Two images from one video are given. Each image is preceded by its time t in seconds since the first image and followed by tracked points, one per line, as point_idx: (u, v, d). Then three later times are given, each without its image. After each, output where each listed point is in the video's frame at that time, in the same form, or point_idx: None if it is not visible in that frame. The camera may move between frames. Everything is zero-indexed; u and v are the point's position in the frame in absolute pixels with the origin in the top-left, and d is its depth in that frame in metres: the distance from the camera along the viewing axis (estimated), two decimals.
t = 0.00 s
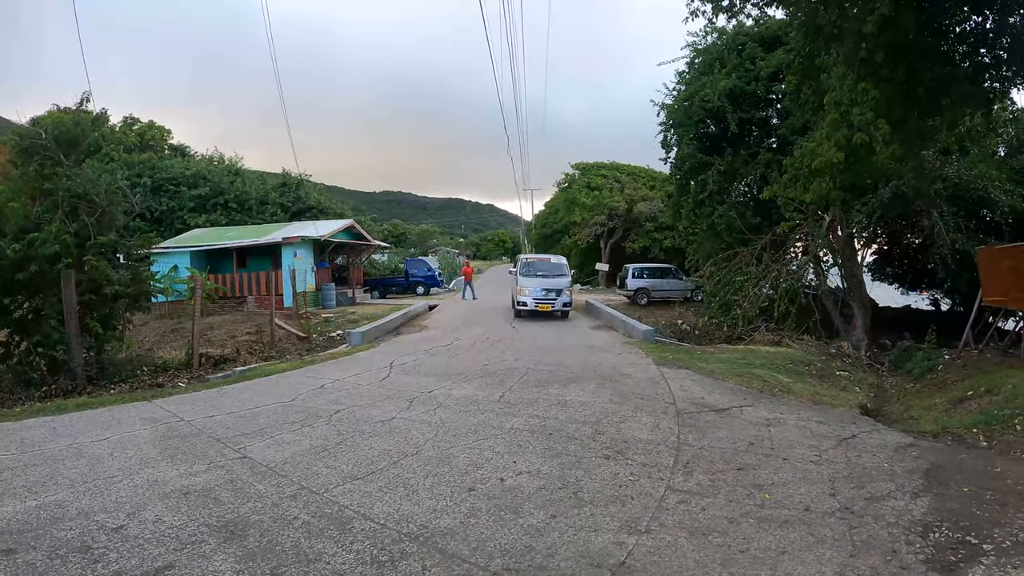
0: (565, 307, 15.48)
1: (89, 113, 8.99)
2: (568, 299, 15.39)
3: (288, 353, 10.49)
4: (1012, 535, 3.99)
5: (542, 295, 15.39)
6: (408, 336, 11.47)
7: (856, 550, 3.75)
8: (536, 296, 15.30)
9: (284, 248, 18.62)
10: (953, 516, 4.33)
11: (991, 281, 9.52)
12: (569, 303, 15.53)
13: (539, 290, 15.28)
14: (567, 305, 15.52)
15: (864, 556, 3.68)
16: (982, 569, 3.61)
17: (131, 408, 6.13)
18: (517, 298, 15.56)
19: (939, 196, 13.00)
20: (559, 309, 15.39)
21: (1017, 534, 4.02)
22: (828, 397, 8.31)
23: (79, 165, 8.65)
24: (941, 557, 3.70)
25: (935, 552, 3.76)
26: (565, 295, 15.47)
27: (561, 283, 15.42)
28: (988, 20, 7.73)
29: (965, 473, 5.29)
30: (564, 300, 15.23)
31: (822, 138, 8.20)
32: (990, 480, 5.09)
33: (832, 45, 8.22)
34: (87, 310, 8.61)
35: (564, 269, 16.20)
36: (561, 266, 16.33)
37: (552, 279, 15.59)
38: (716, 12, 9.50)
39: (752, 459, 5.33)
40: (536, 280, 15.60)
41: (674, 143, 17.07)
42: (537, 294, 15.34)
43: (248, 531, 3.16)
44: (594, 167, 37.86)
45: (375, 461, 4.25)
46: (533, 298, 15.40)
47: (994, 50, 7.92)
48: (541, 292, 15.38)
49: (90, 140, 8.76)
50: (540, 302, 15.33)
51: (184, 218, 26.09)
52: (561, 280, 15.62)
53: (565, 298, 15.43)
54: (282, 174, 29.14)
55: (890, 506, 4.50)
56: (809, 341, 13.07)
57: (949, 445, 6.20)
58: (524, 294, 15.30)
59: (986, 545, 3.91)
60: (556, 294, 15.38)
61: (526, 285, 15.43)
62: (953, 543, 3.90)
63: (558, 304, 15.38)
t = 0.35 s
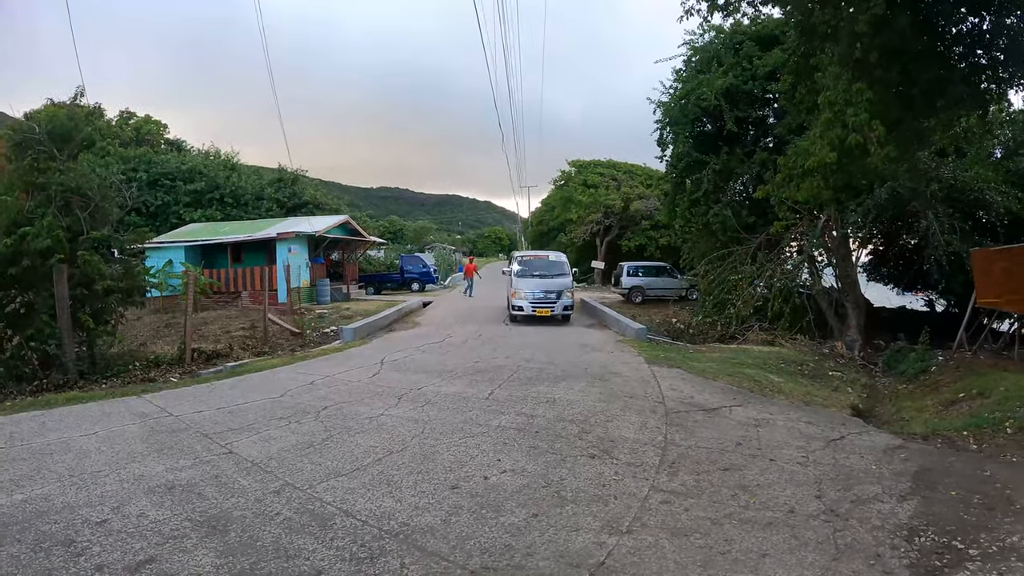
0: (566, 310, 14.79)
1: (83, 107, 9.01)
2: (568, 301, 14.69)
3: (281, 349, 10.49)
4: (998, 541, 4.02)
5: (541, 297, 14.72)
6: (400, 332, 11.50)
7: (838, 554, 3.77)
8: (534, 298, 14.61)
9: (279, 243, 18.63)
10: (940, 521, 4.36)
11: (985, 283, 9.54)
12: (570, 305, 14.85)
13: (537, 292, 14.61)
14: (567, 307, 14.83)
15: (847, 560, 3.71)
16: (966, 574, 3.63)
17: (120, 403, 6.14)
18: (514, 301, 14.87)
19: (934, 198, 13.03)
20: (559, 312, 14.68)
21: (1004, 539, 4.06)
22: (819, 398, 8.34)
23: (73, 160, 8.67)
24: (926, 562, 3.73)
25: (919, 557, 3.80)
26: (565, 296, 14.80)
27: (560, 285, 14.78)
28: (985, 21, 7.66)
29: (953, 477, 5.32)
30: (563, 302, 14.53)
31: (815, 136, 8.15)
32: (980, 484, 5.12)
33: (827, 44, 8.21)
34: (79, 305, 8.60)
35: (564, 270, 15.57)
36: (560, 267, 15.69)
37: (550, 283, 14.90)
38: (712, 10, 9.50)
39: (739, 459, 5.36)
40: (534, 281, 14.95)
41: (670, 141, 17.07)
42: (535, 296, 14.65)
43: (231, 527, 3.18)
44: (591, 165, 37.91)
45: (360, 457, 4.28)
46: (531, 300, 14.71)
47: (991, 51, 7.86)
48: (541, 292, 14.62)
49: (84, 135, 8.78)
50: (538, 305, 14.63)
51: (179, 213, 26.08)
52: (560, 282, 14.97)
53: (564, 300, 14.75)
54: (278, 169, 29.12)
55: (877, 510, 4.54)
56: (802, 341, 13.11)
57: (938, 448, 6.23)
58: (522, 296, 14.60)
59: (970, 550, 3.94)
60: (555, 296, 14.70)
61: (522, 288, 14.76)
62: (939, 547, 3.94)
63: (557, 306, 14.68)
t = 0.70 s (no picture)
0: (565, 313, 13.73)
1: (73, 107, 9.06)
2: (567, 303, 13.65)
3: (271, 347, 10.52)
4: (981, 537, 4.07)
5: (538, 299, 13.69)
6: (391, 330, 11.54)
7: (818, 551, 3.80)
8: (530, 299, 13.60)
9: (271, 242, 18.66)
10: (923, 517, 4.41)
11: (976, 280, 9.60)
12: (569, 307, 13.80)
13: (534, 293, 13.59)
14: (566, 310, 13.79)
15: (827, 557, 3.74)
16: (946, 571, 3.66)
17: (109, 401, 6.18)
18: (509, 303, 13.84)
19: (926, 195, 12.99)
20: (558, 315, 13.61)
21: (987, 535, 4.10)
22: (808, 394, 8.41)
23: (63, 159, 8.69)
24: (907, 559, 3.77)
25: (900, 554, 3.84)
26: (564, 298, 13.77)
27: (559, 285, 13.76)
28: (976, 17, 7.73)
29: (938, 473, 5.38)
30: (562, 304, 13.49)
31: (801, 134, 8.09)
32: (964, 480, 5.17)
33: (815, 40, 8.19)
34: (69, 303, 8.60)
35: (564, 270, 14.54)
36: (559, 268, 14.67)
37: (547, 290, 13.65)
38: (701, 7, 9.54)
39: (723, 455, 5.40)
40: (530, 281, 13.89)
41: (661, 138, 17.12)
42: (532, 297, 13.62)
43: (213, 519, 3.23)
44: (585, 163, 38.00)
45: (344, 453, 4.33)
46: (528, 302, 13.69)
47: (982, 47, 7.90)
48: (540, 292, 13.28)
49: (73, 134, 8.82)
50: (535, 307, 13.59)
51: (173, 211, 26.05)
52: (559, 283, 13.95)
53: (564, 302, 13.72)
54: (271, 168, 29.13)
55: (859, 506, 4.59)
56: (793, 338, 13.17)
57: (925, 445, 6.29)
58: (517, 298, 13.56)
59: (952, 547, 3.97)
60: (554, 298, 13.66)
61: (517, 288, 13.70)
62: (921, 544, 3.99)
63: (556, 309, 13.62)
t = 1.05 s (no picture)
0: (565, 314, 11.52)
1: (63, 107, 9.08)
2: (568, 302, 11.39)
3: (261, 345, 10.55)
4: (962, 531, 4.15)
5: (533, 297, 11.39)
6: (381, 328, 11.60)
7: (799, 544, 3.85)
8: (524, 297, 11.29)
9: (262, 240, 18.66)
10: (905, 512, 4.49)
11: (965, 277, 9.71)
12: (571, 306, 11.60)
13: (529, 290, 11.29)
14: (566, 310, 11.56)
15: (808, 550, 3.79)
16: (925, 566, 3.72)
17: (99, 399, 6.20)
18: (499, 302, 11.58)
19: (914, 193, 13.08)
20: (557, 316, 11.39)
21: (969, 530, 4.18)
22: (795, 390, 8.51)
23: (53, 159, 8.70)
24: (888, 553, 3.84)
25: (882, 547, 3.91)
26: (563, 295, 11.48)
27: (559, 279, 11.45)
28: (964, 16, 7.65)
29: (921, 469, 5.46)
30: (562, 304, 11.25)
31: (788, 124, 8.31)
32: (947, 476, 5.26)
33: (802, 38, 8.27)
34: (59, 302, 8.61)
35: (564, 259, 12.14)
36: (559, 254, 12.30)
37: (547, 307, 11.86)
38: (690, 6, 9.63)
39: (707, 450, 5.47)
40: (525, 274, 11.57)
41: (651, 137, 17.22)
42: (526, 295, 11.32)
43: (201, 514, 3.28)
44: (576, 162, 38.16)
45: (332, 449, 4.39)
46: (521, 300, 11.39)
47: (970, 47, 7.80)
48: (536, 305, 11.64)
49: (63, 133, 8.83)
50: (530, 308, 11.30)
51: (163, 210, 25.97)
52: (558, 275, 11.56)
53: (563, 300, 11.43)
54: (263, 167, 29.09)
55: (841, 501, 4.67)
56: (782, 336, 13.29)
57: (909, 440, 6.38)
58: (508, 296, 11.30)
59: (932, 541, 4.03)
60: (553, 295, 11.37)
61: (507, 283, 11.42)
62: (903, 538, 4.06)
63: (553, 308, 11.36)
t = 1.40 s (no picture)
0: (559, 322, 10.25)
1: (47, 106, 9.09)
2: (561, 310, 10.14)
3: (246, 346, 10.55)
4: (935, 524, 4.31)
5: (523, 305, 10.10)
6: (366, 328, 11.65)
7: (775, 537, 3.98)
8: (513, 305, 10.03)
9: (245, 240, 18.59)
10: (879, 506, 4.66)
11: (941, 278, 10.01)
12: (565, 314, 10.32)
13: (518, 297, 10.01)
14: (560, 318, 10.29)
15: (784, 542, 3.93)
16: (898, 557, 3.86)
17: (85, 400, 6.20)
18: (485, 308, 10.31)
19: (894, 196, 13.32)
20: (549, 326, 10.11)
21: (941, 523, 4.35)
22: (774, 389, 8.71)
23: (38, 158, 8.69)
24: (862, 545, 3.99)
25: (856, 540, 4.07)
26: (557, 302, 10.22)
27: (552, 285, 10.15)
28: (943, 23, 7.89)
29: (896, 464, 5.65)
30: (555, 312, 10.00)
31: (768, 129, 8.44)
32: (921, 471, 5.45)
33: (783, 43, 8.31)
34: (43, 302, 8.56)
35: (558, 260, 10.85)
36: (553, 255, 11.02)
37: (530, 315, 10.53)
38: (673, 10, 9.77)
39: (688, 447, 5.60)
40: (514, 278, 10.31)
41: (635, 138, 17.42)
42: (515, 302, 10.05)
43: (195, 512, 3.36)
44: (559, 162, 38.49)
45: (321, 447, 4.47)
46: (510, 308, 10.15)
47: (949, 53, 8.02)
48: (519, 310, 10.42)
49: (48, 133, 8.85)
50: (519, 317, 10.04)
51: (146, 209, 25.75)
52: (551, 279, 10.27)
53: (557, 308, 10.16)
54: (245, 165, 28.91)
55: (817, 495, 4.83)
56: (763, 335, 13.52)
57: (885, 438, 6.57)
58: (495, 303, 10.05)
59: (905, 534, 4.19)
60: (546, 302, 10.10)
61: (493, 290, 10.16)
62: (876, 531, 4.22)
63: (545, 317, 10.08)
